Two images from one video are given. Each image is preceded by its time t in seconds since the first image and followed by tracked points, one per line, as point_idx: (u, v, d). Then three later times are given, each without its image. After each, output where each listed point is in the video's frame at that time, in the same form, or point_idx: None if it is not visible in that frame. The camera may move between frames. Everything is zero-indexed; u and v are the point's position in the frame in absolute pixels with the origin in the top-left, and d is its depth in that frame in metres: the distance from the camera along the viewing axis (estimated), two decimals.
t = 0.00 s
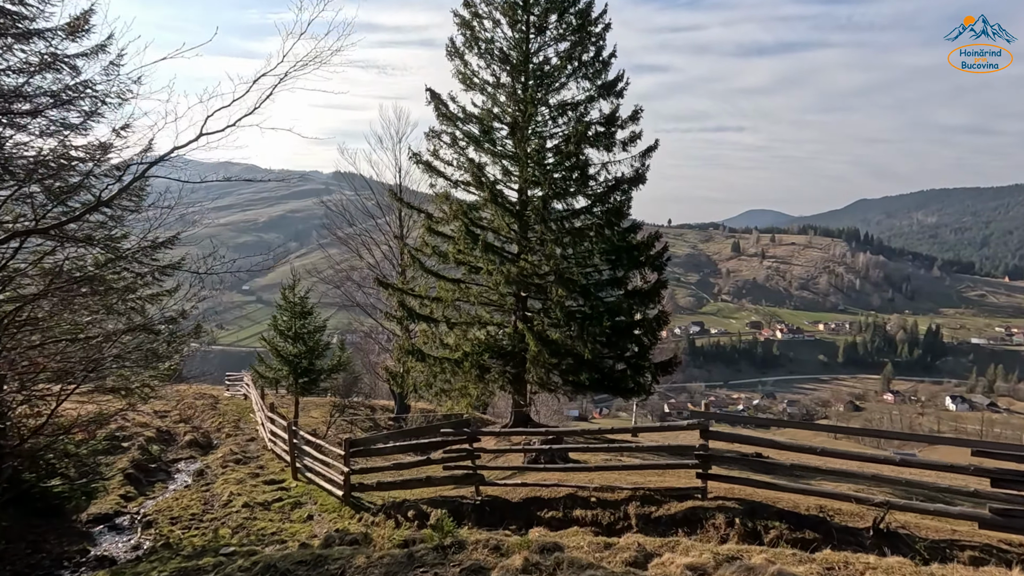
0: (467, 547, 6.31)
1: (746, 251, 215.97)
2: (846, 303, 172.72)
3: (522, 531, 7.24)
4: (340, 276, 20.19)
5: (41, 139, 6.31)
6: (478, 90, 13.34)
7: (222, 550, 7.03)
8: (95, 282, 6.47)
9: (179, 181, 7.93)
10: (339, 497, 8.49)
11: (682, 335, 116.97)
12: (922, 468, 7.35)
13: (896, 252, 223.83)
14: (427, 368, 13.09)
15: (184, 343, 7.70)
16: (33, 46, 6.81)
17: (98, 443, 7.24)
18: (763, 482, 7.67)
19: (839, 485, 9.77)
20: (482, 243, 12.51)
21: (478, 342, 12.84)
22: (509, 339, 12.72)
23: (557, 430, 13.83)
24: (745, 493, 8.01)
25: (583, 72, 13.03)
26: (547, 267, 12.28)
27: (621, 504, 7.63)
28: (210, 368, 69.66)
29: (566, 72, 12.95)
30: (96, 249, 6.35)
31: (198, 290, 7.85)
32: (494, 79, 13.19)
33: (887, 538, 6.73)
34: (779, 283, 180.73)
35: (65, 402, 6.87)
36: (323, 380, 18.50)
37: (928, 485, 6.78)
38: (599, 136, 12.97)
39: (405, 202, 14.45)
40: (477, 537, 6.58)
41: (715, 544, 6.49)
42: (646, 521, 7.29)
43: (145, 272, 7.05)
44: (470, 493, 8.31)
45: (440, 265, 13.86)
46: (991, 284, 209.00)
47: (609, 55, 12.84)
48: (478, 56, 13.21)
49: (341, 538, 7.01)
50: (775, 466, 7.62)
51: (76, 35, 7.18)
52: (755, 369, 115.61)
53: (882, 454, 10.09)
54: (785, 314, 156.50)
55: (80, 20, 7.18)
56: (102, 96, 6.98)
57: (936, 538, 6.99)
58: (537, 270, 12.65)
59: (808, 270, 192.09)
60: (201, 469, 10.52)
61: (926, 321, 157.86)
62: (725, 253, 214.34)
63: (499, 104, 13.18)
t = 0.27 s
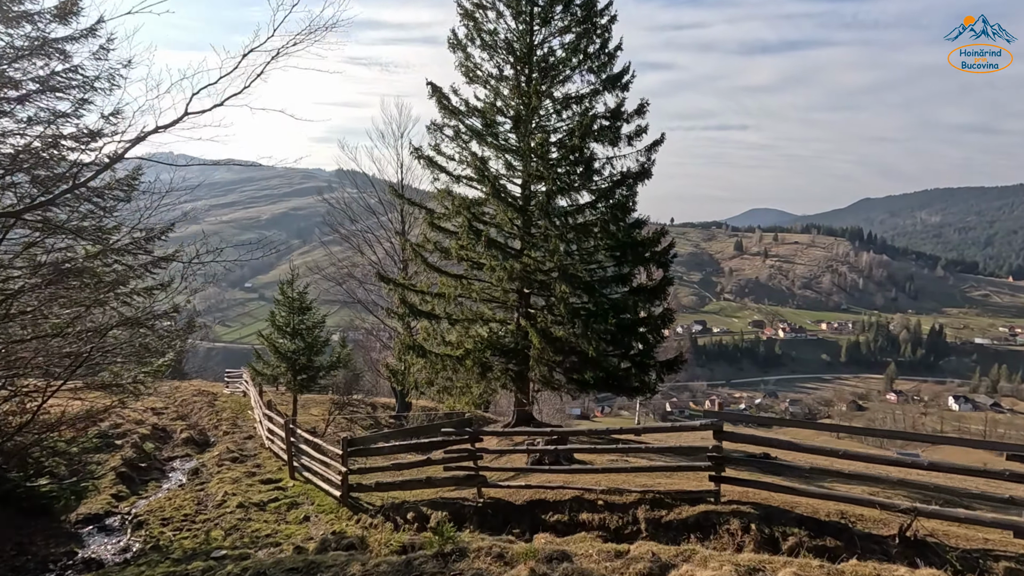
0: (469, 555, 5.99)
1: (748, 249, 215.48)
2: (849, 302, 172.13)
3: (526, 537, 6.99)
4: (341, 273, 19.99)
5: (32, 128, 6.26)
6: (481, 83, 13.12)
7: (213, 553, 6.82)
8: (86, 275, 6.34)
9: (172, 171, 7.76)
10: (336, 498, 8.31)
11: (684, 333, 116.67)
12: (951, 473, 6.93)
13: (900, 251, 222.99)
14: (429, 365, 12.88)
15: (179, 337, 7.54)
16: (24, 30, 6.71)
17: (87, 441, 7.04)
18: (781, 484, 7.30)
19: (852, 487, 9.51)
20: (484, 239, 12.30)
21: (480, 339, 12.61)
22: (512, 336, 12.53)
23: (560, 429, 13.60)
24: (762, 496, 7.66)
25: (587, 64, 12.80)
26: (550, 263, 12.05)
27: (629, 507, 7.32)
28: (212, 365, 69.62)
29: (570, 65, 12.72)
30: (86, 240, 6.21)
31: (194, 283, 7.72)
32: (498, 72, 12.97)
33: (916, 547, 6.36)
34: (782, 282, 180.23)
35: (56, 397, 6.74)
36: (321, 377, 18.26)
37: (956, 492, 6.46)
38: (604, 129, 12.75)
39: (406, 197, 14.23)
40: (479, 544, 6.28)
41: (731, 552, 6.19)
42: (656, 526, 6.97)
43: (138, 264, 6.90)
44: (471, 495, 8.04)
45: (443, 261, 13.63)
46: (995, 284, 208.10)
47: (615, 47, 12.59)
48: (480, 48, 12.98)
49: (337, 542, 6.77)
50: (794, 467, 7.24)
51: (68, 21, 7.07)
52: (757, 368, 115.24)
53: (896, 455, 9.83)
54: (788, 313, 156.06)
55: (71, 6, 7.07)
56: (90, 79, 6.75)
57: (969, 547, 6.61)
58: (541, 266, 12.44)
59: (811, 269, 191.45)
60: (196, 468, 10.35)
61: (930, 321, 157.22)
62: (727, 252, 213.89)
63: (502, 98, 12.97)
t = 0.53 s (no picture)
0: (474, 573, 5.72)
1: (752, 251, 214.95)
2: (853, 305, 171.44)
3: (534, 551, 6.69)
4: (343, 273, 19.85)
5: (24, 122, 6.03)
6: (485, 81, 12.96)
7: (206, 563, 6.62)
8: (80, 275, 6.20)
9: (170, 170, 7.62)
10: (336, 504, 8.13)
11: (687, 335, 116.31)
12: (986, 485, 6.49)
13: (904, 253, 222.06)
14: (432, 366, 12.69)
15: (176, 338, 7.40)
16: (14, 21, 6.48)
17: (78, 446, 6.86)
18: (802, 494, 6.93)
19: (869, 495, 9.21)
20: (488, 238, 12.09)
21: (483, 341, 12.40)
22: (516, 338, 12.32)
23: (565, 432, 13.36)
24: (782, 507, 7.30)
25: (593, 62, 12.61)
26: (555, 264, 11.85)
27: (641, 517, 6.98)
28: (215, 365, 69.69)
29: (576, 63, 12.54)
30: (79, 239, 6.06)
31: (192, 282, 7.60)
32: (502, 70, 12.81)
33: (949, 564, 5.98)
34: (786, 284, 179.58)
35: (51, 399, 6.61)
36: (321, 379, 18.06)
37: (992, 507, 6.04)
38: (610, 128, 12.56)
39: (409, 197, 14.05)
40: (485, 560, 6.01)
41: (752, 572, 5.82)
42: (670, 538, 6.65)
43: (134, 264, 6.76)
44: (475, 503, 7.77)
45: (445, 260, 13.42)
46: (1001, 287, 206.96)
47: (621, 45, 12.40)
48: (484, 46, 12.81)
49: (335, 553, 6.53)
50: (817, 477, 6.86)
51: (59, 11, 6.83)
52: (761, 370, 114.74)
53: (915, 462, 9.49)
54: (791, 315, 155.49)
55: None
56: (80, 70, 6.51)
57: (1007, 564, 6.11)
58: (546, 267, 12.24)
59: (815, 271, 190.76)
60: (193, 471, 10.18)
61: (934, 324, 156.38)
62: (730, 254, 213.54)
63: (506, 96, 12.79)
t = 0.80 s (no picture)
0: None
1: (757, 252, 214.04)
2: (860, 306, 170.31)
3: (546, 560, 6.40)
4: (348, 272, 19.70)
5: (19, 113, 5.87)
6: (492, 76, 12.78)
7: (203, 569, 6.43)
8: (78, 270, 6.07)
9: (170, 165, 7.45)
10: (338, 508, 7.96)
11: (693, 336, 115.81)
12: None
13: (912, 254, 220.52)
14: (437, 366, 12.49)
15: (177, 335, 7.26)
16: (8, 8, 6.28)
17: (74, 446, 6.70)
18: (833, 503, 6.58)
19: (891, 501, 8.89)
20: (495, 235, 11.89)
21: (489, 340, 12.21)
22: (522, 337, 12.11)
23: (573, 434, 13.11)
24: (807, 515, 6.94)
25: (601, 57, 12.39)
26: (563, 262, 11.62)
27: (658, 525, 6.68)
28: (220, 365, 69.82)
29: (584, 57, 12.32)
30: (77, 233, 5.92)
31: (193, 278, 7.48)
32: (509, 65, 12.62)
33: None
34: (792, 286, 178.64)
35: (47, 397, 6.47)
36: (324, 378, 17.87)
37: None
38: (619, 124, 12.32)
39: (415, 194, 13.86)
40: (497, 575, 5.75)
41: None
42: (690, 547, 6.33)
43: (133, 259, 6.63)
44: (483, 508, 7.53)
45: (450, 258, 13.22)
46: (1010, 288, 205.15)
47: (630, 38, 12.17)
48: (491, 40, 12.62)
49: (336, 559, 6.30)
50: (849, 483, 6.50)
51: None
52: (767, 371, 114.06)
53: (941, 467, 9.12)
54: (797, 317, 154.62)
55: None
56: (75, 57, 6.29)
57: None
58: (553, 265, 12.00)
59: (821, 272, 189.66)
60: (192, 473, 10.06)
61: (942, 326, 155.11)
62: (736, 255, 212.72)
63: (512, 92, 12.59)
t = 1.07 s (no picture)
0: None
1: (760, 254, 213.54)
2: (864, 309, 169.63)
3: None
4: (349, 273, 19.50)
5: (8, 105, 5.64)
6: (496, 73, 12.63)
7: None
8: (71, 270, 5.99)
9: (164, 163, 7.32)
10: (334, 516, 7.76)
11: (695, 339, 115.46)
12: None
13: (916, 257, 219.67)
14: (438, 369, 12.27)
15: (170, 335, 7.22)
16: None
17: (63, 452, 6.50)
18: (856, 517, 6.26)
19: (911, 512, 8.55)
20: (498, 234, 11.71)
21: (492, 342, 11.98)
22: (525, 340, 11.88)
23: (578, 439, 12.84)
24: (831, 530, 6.60)
25: (607, 54, 12.18)
26: (568, 262, 11.39)
27: (671, 540, 6.37)
28: (222, 365, 69.82)
29: (589, 54, 12.12)
30: (67, 231, 5.80)
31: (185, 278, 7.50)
32: (513, 62, 12.43)
33: None
34: (795, 288, 178.08)
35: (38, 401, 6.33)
36: (323, 380, 17.65)
37: None
38: (624, 122, 12.11)
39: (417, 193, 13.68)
40: None
41: None
42: (705, 564, 6.03)
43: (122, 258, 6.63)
44: (485, 518, 7.27)
45: (452, 259, 13.00)
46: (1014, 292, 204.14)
47: (636, 35, 11.95)
48: (494, 37, 12.44)
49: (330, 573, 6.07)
50: (874, 496, 6.18)
51: None
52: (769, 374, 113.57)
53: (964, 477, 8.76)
54: (800, 319, 154.09)
55: None
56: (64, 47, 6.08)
57: None
58: (557, 266, 11.78)
59: (824, 274, 189.03)
60: (185, 478, 9.90)
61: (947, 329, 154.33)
62: (738, 257, 212.29)
63: (516, 89, 12.42)
